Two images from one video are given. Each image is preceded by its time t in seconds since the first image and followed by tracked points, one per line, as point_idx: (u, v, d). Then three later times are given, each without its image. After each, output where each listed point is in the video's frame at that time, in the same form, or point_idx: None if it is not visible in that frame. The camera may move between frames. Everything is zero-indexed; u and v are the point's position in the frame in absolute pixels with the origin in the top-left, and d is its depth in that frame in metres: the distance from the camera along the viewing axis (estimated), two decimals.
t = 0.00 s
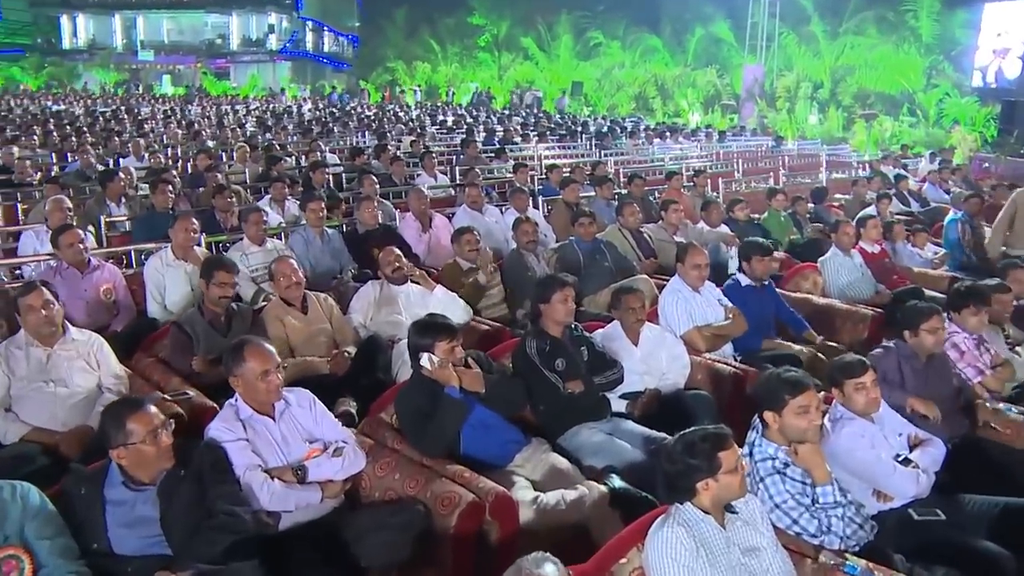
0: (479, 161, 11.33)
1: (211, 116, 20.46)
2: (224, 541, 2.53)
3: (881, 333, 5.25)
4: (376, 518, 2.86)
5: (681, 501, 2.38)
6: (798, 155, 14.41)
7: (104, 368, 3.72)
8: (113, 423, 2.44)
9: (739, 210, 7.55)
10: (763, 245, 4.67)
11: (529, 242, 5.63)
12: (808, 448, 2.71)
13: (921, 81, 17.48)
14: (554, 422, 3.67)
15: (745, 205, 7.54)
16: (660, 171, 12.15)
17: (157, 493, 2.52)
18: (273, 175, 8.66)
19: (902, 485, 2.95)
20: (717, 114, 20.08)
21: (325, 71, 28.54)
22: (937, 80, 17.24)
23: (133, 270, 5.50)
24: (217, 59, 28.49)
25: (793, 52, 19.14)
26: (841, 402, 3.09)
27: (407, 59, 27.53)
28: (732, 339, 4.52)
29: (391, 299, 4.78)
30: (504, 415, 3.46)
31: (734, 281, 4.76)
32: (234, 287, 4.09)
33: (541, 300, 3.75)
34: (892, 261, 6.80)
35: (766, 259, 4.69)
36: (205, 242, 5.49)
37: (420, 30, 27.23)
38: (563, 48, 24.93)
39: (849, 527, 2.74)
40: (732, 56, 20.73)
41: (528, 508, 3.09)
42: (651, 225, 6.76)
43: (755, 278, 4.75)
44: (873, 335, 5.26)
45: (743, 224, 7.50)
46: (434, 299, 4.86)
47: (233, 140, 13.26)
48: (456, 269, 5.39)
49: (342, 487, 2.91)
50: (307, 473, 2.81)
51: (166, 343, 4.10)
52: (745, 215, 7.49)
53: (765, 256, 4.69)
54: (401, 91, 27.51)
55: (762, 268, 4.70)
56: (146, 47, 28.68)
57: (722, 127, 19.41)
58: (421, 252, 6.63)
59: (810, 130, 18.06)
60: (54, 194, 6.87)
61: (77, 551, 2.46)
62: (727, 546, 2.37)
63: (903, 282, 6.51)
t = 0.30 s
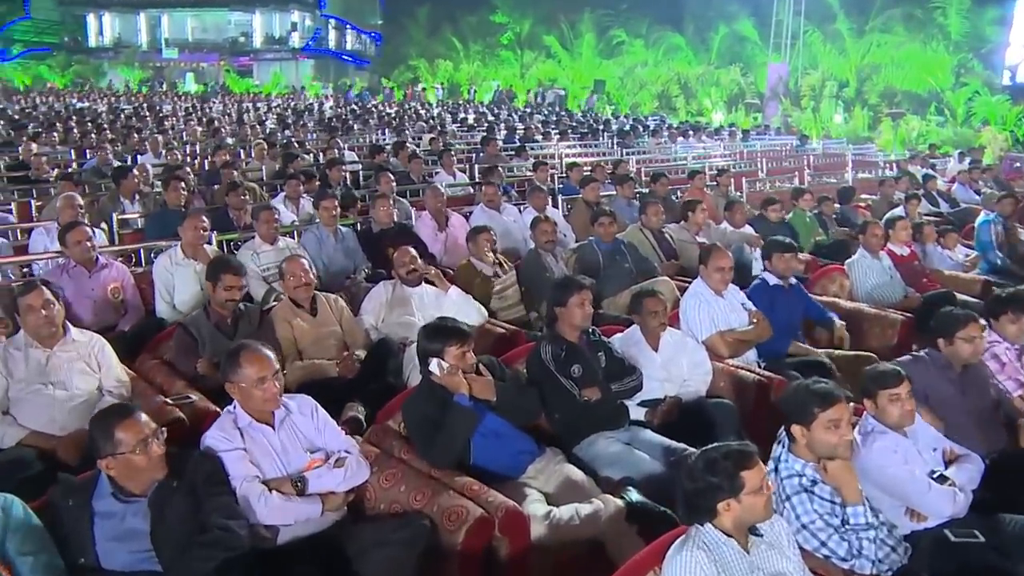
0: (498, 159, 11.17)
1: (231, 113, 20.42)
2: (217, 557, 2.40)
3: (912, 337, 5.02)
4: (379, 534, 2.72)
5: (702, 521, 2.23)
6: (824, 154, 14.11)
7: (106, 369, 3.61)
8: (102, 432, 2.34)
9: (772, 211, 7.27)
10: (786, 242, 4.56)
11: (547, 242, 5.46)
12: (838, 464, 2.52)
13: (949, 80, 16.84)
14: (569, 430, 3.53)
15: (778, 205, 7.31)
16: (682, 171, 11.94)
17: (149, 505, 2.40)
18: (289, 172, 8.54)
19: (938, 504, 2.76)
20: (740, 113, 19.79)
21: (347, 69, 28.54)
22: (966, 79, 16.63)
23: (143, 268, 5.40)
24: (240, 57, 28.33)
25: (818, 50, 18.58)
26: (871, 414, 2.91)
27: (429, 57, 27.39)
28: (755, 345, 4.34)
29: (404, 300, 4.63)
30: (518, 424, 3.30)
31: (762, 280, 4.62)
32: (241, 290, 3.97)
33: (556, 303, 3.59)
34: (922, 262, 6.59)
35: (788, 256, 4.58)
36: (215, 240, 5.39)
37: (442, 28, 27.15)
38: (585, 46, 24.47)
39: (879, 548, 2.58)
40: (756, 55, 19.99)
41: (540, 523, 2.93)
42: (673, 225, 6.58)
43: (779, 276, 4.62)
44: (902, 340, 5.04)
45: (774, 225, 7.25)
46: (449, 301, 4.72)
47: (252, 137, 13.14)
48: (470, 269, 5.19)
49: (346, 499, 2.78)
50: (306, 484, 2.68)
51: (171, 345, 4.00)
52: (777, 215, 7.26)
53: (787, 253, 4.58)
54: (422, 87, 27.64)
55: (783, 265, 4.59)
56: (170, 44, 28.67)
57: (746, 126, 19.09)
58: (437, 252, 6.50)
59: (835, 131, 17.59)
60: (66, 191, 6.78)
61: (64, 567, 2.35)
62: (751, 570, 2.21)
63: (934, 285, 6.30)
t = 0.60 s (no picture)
0: (516, 158, 11.03)
1: (249, 111, 20.40)
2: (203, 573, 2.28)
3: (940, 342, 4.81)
4: (380, 548, 2.59)
5: (716, 539, 2.12)
6: (846, 155, 13.82)
7: (105, 371, 3.51)
8: (87, 441, 2.24)
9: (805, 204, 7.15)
10: (812, 241, 4.42)
11: (563, 243, 5.31)
12: (864, 481, 2.37)
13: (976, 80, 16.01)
14: (582, 438, 3.40)
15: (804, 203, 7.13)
16: (702, 170, 11.75)
17: (137, 518, 2.30)
18: (304, 169, 8.44)
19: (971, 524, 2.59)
20: (762, 112, 19.19)
21: (367, 67, 28.65)
22: (994, 77, 15.88)
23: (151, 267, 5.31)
24: (260, 55, 28.85)
25: (841, 48, 18.06)
26: (901, 427, 2.75)
27: (449, 55, 26.95)
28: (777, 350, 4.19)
29: (415, 302, 4.51)
30: (528, 431, 3.17)
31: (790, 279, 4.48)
32: (246, 291, 3.85)
33: (571, 307, 3.46)
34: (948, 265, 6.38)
35: (815, 256, 4.44)
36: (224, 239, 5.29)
37: (462, 27, 26.59)
38: (605, 45, 23.58)
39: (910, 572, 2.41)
40: (779, 53, 19.18)
41: (550, 538, 2.79)
42: (692, 225, 6.42)
43: (806, 276, 4.49)
44: (930, 346, 4.82)
45: (804, 220, 7.07)
46: (461, 303, 4.58)
47: (269, 135, 13.06)
48: (485, 271, 5.05)
49: (346, 511, 2.66)
50: (304, 496, 2.56)
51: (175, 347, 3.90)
52: (803, 214, 7.09)
53: (814, 253, 4.44)
54: (442, 86, 27.13)
55: (810, 265, 4.46)
56: (192, 43, 29.22)
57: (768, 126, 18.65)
58: (451, 252, 6.38)
59: (857, 130, 17.17)
60: (78, 189, 6.72)
61: None
62: None
63: (961, 289, 6.10)
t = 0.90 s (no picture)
0: (536, 156, 10.85)
1: (271, 109, 20.37)
2: None
3: (974, 349, 4.50)
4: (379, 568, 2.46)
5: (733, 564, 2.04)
6: (872, 154, 13.51)
7: (103, 375, 3.40)
8: (67, 454, 2.13)
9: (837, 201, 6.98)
10: (830, 244, 4.19)
11: (582, 244, 5.14)
12: (896, 504, 2.20)
13: (1007, 77, 15.51)
14: (596, 449, 3.23)
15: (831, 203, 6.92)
16: (726, 169, 11.53)
17: (118, 535, 2.18)
18: (319, 167, 8.31)
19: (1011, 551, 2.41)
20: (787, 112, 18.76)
21: (390, 65, 28.62)
22: None
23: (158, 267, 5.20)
24: (284, 53, 28.82)
25: (868, 46, 17.45)
26: (936, 443, 2.57)
27: (472, 53, 26.86)
28: (800, 358, 3.99)
29: (426, 304, 4.35)
30: (539, 443, 3.01)
31: (805, 285, 4.24)
32: (249, 292, 3.73)
33: (584, 312, 3.29)
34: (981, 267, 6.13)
35: (834, 258, 4.21)
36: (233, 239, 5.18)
37: (486, 25, 26.37)
38: (628, 43, 23.10)
39: None
40: (804, 52, 18.63)
41: (558, 558, 2.63)
42: (714, 226, 6.24)
43: (824, 280, 4.24)
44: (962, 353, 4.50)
45: (830, 219, 6.86)
46: (473, 306, 4.41)
47: (287, 133, 12.96)
48: (500, 272, 4.88)
49: (343, 527, 2.54)
50: (297, 512, 2.43)
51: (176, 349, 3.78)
52: (829, 214, 6.88)
53: (833, 256, 4.21)
54: (465, 85, 27.17)
55: (830, 270, 4.22)
56: (216, 41, 29.16)
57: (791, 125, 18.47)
58: (467, 252, 6.24)
59: (884, 130, 16.79)
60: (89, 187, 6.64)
61: None
62: None
63: (994, 293, 5.87)
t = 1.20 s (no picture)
0: (552, 156, 10.68)
1: (288, 107, 20.33)
2: None
3: (1002, 356, 4.32)
4: None
5: None
6: (895, 155, 13.25)
7: (98, 378, 3.30)
8: (40, 466, 2.03)
9: (857, 192, 6.80)
10: (839, 249, 3.99)
11: (596, 246, 5.00)
12: (923, 529, 2.04)
13: None
14: (605, 461, 3.08)
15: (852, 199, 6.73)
16: (746, 168, 11.32)
17: (97, 552, 2.09)
18: (332, 166, 8.20)
19: None
20: (807, 110, 18.60)
21: (410, 64, 28.66)
22: None
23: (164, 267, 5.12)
24: (304, 53, 29.07)
25: (890, 45, 17.04)
26: (965, 460, 2.41)
27: (490, 52, 26.68)
28: (821, 365, 3.81)
29: (434, 307, 4.23)
30: (546, 454, 2.87)
31: (816, 294, 4.02)
32: (249, 294, 3.62)
33: (595, 318, 3.15)
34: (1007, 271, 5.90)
35: (844, 263, 4.01)
36: (239, 238, 5.08)
37: (505, 24, 26.12)
38: (648, 42, 22.76)
39: None
40: (824, 50, 18.08)
41: None
42: (732, 228, 6.09)
43: (836, 287, 4.02)
44: (990, 361, 4.31)
45: (849, 217, 6.69)
46: (482, 309, 4.28)
47: (303, 131, 12.89)
48: (510, 274, 4.73)
49: (337, 543, 2.42)
50: (287, 528, 2.32)
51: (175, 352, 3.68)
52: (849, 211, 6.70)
53: (843, 261, 4.00)
54: (484, 84, 27.03)
55: (840, 275, 4.00)
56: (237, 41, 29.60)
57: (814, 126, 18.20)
58: (478, 253, 6.11)
59: (906, 129, 16.43)
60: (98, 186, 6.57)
61: None
62: None
63: (1022, 298, 5.65)
